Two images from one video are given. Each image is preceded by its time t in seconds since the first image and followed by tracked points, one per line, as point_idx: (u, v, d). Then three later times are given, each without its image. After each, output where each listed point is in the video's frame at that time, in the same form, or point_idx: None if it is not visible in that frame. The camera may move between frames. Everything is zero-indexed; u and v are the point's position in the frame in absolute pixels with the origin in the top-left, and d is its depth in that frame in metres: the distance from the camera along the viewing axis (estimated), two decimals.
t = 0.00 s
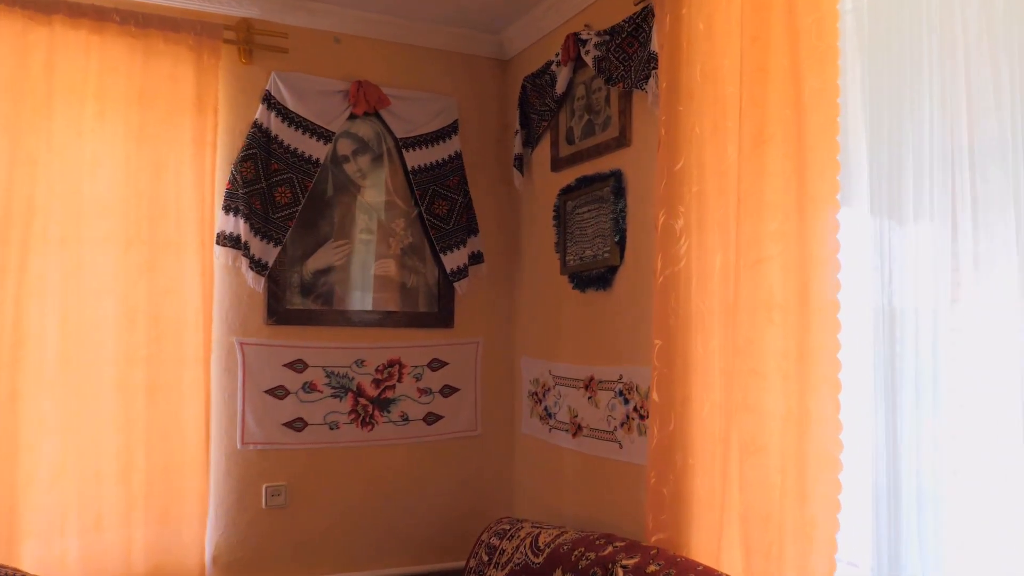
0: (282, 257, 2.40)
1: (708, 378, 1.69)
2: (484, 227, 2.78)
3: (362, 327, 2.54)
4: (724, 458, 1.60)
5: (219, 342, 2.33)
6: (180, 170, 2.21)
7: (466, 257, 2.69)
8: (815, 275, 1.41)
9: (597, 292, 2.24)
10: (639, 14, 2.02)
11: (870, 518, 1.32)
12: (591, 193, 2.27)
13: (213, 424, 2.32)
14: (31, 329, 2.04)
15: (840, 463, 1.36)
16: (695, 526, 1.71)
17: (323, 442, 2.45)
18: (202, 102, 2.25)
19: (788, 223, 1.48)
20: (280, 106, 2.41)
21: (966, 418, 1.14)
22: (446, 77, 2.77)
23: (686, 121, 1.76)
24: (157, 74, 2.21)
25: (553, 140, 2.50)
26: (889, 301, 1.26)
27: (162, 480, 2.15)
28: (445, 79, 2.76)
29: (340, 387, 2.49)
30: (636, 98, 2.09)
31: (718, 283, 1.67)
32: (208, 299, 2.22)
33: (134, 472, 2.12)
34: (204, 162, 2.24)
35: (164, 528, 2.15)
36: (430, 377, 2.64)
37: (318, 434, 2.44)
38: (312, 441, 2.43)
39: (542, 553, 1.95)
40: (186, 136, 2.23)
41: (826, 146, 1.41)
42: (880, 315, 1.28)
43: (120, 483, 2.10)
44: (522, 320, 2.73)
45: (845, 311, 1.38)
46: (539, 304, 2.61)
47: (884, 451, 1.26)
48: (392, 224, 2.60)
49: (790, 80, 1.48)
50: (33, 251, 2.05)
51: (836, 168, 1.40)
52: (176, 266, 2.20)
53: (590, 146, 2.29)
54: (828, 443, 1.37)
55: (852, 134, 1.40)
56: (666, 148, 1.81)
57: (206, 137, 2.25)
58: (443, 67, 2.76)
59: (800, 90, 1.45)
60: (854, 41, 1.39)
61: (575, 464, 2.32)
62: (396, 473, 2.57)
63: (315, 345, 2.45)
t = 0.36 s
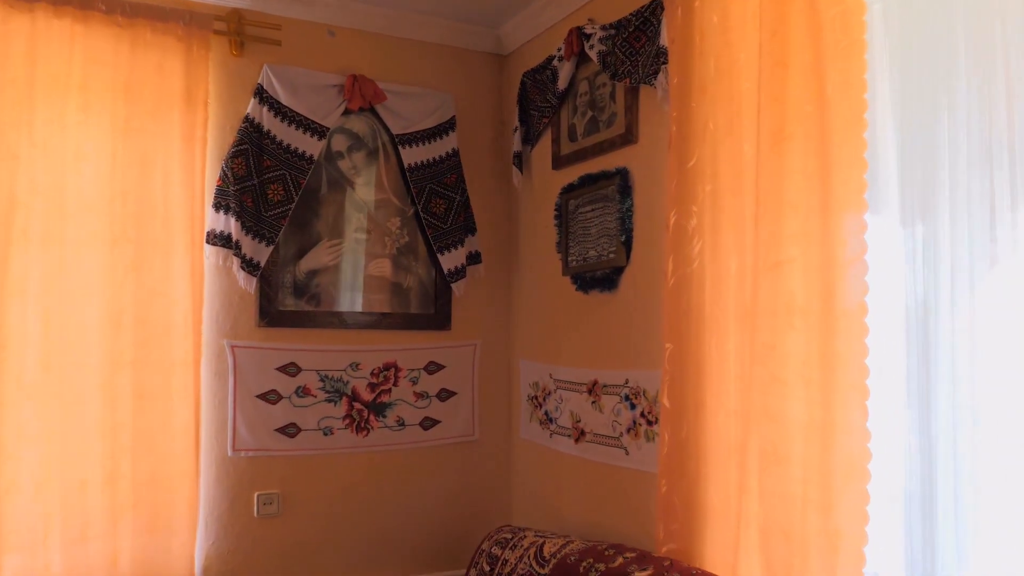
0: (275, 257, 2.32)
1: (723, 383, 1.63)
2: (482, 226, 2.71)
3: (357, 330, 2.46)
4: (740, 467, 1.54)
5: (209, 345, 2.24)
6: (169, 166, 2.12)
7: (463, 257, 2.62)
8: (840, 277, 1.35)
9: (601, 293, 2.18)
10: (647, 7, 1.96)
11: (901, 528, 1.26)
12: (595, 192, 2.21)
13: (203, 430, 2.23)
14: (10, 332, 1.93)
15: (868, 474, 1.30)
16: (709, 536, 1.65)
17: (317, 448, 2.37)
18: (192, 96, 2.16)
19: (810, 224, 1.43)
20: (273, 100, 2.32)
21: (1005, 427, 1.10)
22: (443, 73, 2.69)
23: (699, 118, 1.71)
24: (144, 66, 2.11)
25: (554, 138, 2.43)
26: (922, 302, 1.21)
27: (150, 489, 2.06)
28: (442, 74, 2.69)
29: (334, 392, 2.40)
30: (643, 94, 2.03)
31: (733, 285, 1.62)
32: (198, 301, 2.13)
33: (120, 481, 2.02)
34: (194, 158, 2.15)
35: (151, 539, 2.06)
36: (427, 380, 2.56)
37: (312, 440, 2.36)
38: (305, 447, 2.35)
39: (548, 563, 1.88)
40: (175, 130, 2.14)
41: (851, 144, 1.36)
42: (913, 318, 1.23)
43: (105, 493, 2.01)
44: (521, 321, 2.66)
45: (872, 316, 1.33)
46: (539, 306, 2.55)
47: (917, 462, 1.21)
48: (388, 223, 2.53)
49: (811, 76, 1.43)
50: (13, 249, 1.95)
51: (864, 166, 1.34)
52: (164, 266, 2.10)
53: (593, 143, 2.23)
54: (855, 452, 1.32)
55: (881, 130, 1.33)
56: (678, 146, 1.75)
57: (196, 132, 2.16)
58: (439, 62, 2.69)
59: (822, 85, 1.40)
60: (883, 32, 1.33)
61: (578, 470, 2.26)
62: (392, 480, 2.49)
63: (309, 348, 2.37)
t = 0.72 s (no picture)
0: (269, 257, 2.23)
1: (743, 390, 1.57)
2: (482, 225, 2.64)
3: (354, 333, 2.37)
4: (761, 478, 1.48)
5: (201, 350, 2.15)
6: (159, 162, 2.03)
7: (463, 258, 2.55)
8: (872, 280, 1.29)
9: (608, 296, 2.12)
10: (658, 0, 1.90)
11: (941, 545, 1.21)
12: (602, 192, 2.14)
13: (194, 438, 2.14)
14: None
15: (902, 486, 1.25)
16: (727, 549, 1.59)
17: (313, 456, 2.28)
18: (184, 89, 2.07)
19: (837, 225, 1.37)
20: (268, 94, 2.24)
21: None
22: (442, 68, 2.62)
23: (716, 114, 1.65)
24: (134, 57, 2.02)
25: (558, 135, 2.37)
26: (964, 309, 1.16)
27: (139, 500, 1.97)
28: (442, 69, 2.62)
29: (331, 398, 2.32)
30: (653, 90, 1.97)
31: (752, 288, 1.56)
32: (189, 303, 2.04)
33: (108, 491, 1.93)
34: (185, 154, 2.06)
35: (140, 552, 1.97)
36: (426, 385, 2.49)
37: (307, 448, 2.27)
38: (301, 455, 2.26)
39: None
40: (165, 125, 2.04)
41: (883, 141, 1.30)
42: (952, 326, 1.17)
43: (92, 504, 1.91)
44: (522, 323, 2.60)
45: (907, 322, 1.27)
46: (541, 308, 2.48)
47: (959, 477, 1.16)
48: (386, 222, 2.45)
49: (839, 70, 1.37)
50: None
51: (899, 164, 1.28)
52: (154, 266, 2.01)
53: (600, 141, 2.16)
54: (888, 464, 1.26)
55: (915, 126, 1.27)
56: (694, 144, 1.70)
57: (187, 126, 2.07)
58: (439, 57, 2.62)
59: (851, 80, 1.34)
60: (917, 23, 1.27)
61: (584, 477, 2.20)
62: (390, 487, 2.41)
63: (304, 352, 2.28)
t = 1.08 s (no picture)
0: (258, 260, 2.14)
1: (759, 400, 1.52)
2: (478, 227, 2.57)
3: (347, 338, 2.29)
4: (779, 493, 1.42)
5: (187, 357, 2.05)
6: (143, 160, 1.93)
7: (459, 261, 2.47)
8: (901, 289, 1.24)
9: (612, 301, 2.06)
10: None
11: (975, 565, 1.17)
12: (605, 194, 2.08)
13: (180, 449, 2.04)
14: None
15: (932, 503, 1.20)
16: (741, 566, 1.54)
17: (304, 467, 2.19)
18: (169, 84, 1.97)
19: (862, 230, 1.31)
20: (257, 91, 2.15)
21: None
22: (438, 65, 2.55)
23: (730, 114, 1.59)
24: (117, 50, 1.92)
25: (559, 135, 2.30)
26: (1000, 323, 1.12)
27: (122, 516, 1.87)
28: (437, 66, 2.54)
29: (322, 406, 2.23)
30: (660, 89, 1.91)
31: (769, 295, 1.50)
32: (175, 309, 1.94)
33: (88, 508, 1.83)
34: (171, 152, 1.96)
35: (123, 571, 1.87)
36: (421, 393, 2.41)
37: (298, 458, 2.18)
38: (291, 466, 2.17)
39: None
40: (150, 121, 1.94)
41: (912, 143, 1.25)
42: (987, 338, 1.14)
43: (72, 522, 1.81)
44: (519, 328, 2.53)
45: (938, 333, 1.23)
46: (540, 313, 2.42)
47: (998, 495, 1.12)
48: (380, 224, 2.37)
49: (864, 69, 1.31)
50: None
51: (929, 167, 1.23)
52: (138, 270, 1.91)
53: (603, 141, 2.10)
54: (919, 481, 1.22)
55: (947, 128, 1.22)
56: (707, 144, 1.64)
57: (173, 123, 1.97)
58: (434, 53, 2.54)
59: (878, 79, 1.28)
60: (948, 23, 1.23)
61: (586, 488, 2.14)
62: (384, 499, 2.33)
63: (295, 358, 2.19)
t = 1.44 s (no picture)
0: (244, 265, 2.05)
1: (771, 413, 1.47)
2: (471, 231, 2.50)
3: (336, 346, 2.21)
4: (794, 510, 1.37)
5: (169, 367, 1.95)
6: (123, 160, 1.83)
7: (452, 266, 2.40)
8: (926, 300, 1.20)
9: (612, 308, 2.00)
10: None
11: None
12: (605, 198, 2.02)
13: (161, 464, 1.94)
14: None
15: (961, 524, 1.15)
16: None
17: (291, 480, 2.11)
18: (151, 80, 1.87)
19: (883, 238, 1.26)
20: (244, 88, 2.06)
21: None
22: (430, 64, 2.47)
23: (740, 116, 1.54)
24: (96, 44, 1.82)
25: (555, 136, 2.24)
26: None
27: (100, 535, 1.78)
28: (429, 64, 2.47)
29: (310, 417, 2.14)
30: (663, 90, 1.86)
31: (782, 305, 1.45)
32: (157, 317, 1.85)
33: (64, 527, 1.73)
34: (153, 152, 1.87)
35: None
36: (412, 402, 2.33)
37: (286, 471, 2.10)
38: (278, 479, 2.09)
39: None
40: (131, 119, 1.85)
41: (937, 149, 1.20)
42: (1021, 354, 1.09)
43: (47, 542, 1.71)
44: (513, 335, 2.47)
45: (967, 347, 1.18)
46: (535, 319, 2.36)
47: None
48: (370, 227, 2.28)
49: (885, 71, 1.27)
50: None
51: (956, 173, 1.18)
52: (118, 276, 1.81)
53: (603, 143, 2.04)
54: (945, 500, 1.17)
55: (975, 133, 1.18)
56: (716, 148, 1.59)
57: (155, 121, 1.88)
58: (426, 51, 2.47)
59: (900, 82, 1.24)
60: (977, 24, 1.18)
61: (585, 500, 2.08)
62: (374, 512, 2.25)
63: (283, 367, 2.11)
